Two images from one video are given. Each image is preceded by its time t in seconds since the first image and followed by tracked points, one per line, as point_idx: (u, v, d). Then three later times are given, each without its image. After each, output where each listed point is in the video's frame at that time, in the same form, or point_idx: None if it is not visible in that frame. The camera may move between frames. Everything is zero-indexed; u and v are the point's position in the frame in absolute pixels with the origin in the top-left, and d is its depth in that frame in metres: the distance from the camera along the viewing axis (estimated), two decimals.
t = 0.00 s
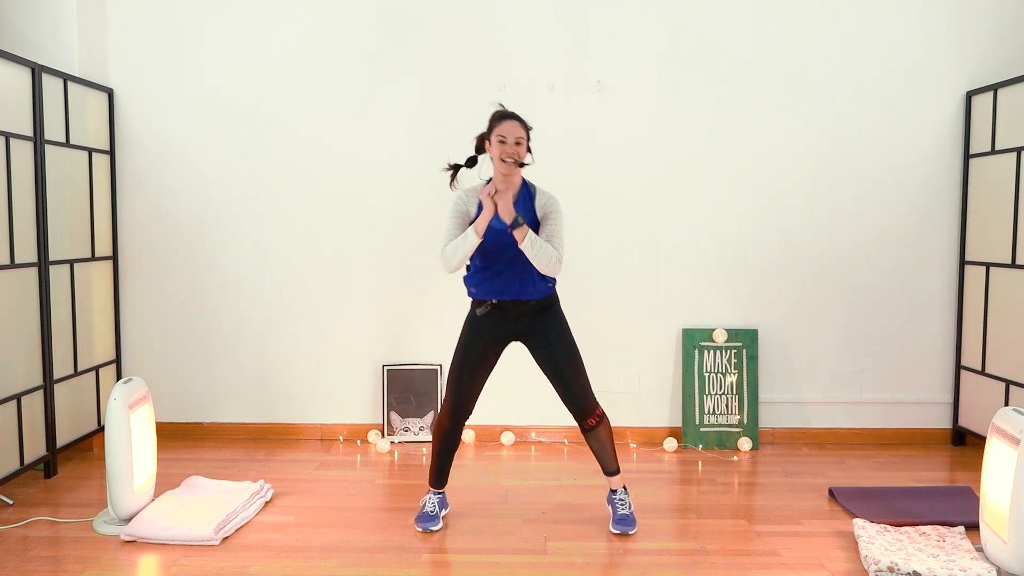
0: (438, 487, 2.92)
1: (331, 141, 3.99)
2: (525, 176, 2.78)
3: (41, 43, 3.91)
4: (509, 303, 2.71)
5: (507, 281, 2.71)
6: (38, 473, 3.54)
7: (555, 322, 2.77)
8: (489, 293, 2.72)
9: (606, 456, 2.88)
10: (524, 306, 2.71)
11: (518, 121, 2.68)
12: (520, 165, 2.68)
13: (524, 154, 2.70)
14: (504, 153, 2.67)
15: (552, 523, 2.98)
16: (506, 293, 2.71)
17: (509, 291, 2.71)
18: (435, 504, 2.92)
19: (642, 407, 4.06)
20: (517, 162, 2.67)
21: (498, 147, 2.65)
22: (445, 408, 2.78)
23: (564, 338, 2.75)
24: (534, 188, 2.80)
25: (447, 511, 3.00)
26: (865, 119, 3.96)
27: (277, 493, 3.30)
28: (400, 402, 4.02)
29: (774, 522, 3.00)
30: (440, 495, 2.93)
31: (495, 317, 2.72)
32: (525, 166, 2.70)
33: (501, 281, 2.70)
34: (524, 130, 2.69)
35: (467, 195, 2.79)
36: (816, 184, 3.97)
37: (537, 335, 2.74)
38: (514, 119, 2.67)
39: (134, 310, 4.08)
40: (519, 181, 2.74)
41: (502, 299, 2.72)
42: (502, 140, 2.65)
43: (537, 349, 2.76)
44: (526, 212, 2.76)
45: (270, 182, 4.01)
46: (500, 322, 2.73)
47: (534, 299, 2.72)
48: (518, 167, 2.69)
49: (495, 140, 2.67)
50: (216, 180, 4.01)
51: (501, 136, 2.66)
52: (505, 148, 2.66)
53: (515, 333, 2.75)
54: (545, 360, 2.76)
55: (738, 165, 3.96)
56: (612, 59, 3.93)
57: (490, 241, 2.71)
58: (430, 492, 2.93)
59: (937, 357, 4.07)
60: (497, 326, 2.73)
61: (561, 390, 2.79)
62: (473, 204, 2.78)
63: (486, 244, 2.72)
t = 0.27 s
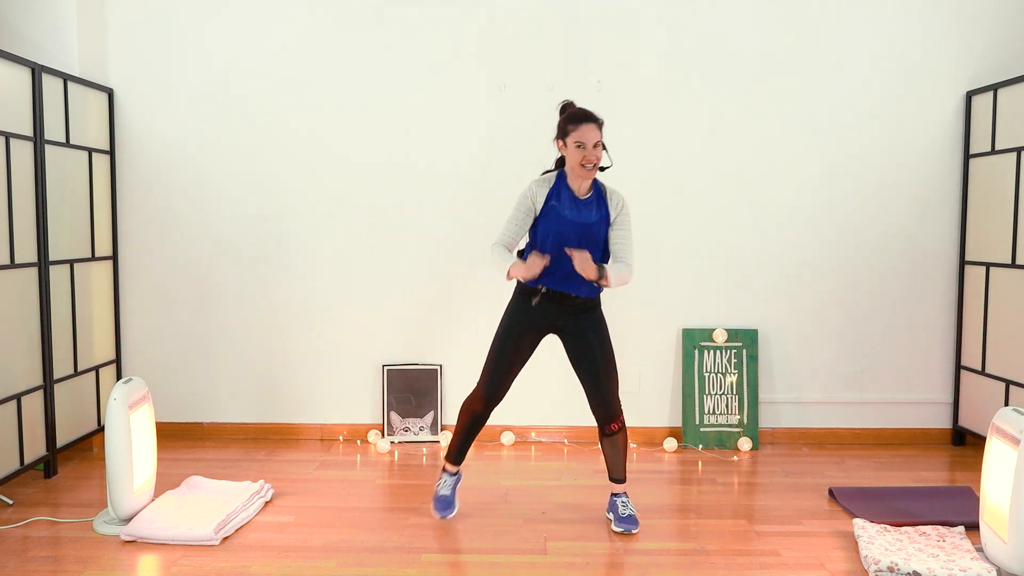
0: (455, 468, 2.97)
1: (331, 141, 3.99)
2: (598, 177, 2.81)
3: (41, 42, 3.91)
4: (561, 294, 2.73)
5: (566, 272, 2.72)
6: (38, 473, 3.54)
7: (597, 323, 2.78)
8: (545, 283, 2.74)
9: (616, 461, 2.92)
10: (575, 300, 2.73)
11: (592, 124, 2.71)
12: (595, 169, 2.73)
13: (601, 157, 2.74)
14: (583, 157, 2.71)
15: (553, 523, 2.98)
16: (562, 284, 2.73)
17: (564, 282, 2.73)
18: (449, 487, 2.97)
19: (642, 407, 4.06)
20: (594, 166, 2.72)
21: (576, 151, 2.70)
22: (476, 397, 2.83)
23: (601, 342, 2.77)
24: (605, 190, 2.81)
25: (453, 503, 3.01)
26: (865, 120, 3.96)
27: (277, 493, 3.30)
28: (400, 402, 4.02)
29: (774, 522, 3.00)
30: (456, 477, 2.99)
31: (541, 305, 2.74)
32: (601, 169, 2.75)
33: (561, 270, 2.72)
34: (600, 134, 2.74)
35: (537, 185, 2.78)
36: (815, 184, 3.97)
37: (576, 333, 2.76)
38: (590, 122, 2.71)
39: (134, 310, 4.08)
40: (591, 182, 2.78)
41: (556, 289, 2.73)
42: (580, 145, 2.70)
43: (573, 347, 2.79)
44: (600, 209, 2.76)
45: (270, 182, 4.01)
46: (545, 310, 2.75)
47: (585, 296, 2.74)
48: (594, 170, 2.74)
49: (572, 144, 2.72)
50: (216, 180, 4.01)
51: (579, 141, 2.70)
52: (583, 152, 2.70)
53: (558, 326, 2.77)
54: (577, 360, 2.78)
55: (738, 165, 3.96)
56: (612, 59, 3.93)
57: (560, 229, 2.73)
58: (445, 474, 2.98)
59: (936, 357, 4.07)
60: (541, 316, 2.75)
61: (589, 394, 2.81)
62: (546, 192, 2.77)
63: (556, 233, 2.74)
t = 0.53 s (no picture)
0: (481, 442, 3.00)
1: (331, 141, 3.99)
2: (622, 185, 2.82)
3: (41, 42, 3.91)
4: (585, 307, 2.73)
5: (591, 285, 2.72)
6: (38, 473, 3.54)
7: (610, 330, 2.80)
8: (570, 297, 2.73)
9: (622, 465, 2.92)
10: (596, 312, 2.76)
11: (624, 137, 2.73)
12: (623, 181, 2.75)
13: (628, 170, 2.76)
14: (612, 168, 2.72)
15: (553, 523, 2.98)
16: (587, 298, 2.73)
17: (588, 295, 2.72)
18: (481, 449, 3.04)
19: (642, 407, 4.07)
20: (622, 178, 2.73)
21: (605, 162, 2.71)
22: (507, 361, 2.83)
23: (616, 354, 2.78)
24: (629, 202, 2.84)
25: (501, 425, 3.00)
26: (865, 120, 3.96)
27: (277, 493, 3.30)
28: (400, 402, 4.02)
29: (774, 522, 3.00)
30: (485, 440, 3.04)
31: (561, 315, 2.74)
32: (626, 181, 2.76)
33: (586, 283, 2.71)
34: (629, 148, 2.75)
35: (563, 196, 2.73)
36: (815, 184, 3.97)
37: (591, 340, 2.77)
38: (621, 134, 2.73)
39: (134, 310, 4.08)
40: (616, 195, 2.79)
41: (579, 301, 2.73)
42: (610, 157, 2.72)
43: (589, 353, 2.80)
44: (626, 223, 2.76)
45: (270, 182, 4.01)
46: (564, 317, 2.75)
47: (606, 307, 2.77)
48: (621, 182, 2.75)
49: (601, 155, 2.73)
50: (216, 180, 4.01)
51: (608, 153, 2.71)
52: (613, 163, 2.72)
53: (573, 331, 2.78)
54: (590, 366, 2.79)
55: (738, 165, 3.97)
56: (612, 59, 3.93)
57: (586, 242, 2.70)
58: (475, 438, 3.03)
59: (936, 357, 4.07)
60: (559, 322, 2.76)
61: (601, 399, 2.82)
62: (572, 205, 2.72)
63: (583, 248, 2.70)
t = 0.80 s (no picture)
0: (442, 475, 2.94)
1: (330, 140, 3.99)
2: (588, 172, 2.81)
3: (41, 43, 3.91)
4: (552, 293, 2.73)
5: (557, 268, 2.73)
6: (38, 473, 3.54)
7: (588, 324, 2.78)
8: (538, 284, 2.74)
9: (613, 464, 2.91)
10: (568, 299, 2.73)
11: (580, 125, 2.72)
12: (582, 168, 2.74)
13: (587, 157, 2.74)
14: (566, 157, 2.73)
15: (553, 523, 2.98)
16: (554, 283, 2.72)
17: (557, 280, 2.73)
18: (436, 495, 2.94)
19: (642, 407, 4.06)
20: (579, 165, 2.73)
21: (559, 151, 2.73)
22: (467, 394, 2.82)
23: (596, 344, 2.76)
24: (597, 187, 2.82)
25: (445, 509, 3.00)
26: (865, 120, 3.96)
27: (277, 493, 3.30)
28: (400, 402, 4.02)
29: (774, 522, 3.00)
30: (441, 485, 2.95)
31: (531, 307, 2.75)
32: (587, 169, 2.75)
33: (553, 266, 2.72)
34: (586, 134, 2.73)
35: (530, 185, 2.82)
36: (815, 184, 3.97)
37: (568, 334, 2.75)
38: (577, 122, 2.72)
39: (133, 310, 4.08)
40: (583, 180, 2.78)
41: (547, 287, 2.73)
42: (565, 145, 2.72)
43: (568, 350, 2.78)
44: (592, 207, 2.78)
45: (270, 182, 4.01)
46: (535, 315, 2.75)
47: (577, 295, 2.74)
48: (580, 170, 2.74)
49: (558, 144, 2.74)
50: (215, 181, 4.01)
51: (563, 141, 2.72)
52: (566, 151, 2.73)
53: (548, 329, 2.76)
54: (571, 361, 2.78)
55: (737, 165, 3.96)
56: (612, 59, 3.93)
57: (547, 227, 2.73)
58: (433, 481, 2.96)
59: (936, 357, 4.07)
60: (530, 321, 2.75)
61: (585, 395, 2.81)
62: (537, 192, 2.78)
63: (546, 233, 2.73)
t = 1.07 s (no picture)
0: (437, 486, 2.94)
1: (330, 140, 3.99)
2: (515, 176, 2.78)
3: (41, 43, 3.91)
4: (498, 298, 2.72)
5: (495, 278, 2.72)
6: (38, 473, 3.54)
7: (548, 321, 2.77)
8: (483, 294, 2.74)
9: (601, 454, 2.87)
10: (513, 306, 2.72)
11: (499, 128, 2.71)
12: (503, 172, 2.72)
13: (505, 160, 2.72)
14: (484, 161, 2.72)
15: (553, 523, 2.98)
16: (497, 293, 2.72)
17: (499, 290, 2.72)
18: (434, 503, 2.93)
19: (642, 407, 4.06)
20: (499, 169, 2.71)
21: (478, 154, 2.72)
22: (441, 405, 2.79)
23: (557, 338, 2.76)
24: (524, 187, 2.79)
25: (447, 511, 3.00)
26: (866, 120, 3.96)
27: (277, 493, 3.30)
28: (400, 402, 4.02)
29: (774, 522, 3.00)
30: (439, 494, 2.95)
31: (482, 314, 2.74)
32: (507, 172, 2.72)
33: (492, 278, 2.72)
34: (504, 136, 2.71)
35: (455, 201, 2.82)
36: (816, 184, 3.97)
37: (530, 331, 2.75)
38: (496, 125, 2.71)
39: (134, 310, 4.08)
40: (508, 183, 2.76)
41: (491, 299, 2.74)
42: (484, 148, 2.71)
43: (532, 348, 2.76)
44: (514, 208, 2.75)
45: (270, 182, 4.01)
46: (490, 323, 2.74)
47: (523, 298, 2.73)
48: (500, 173, 2.72)
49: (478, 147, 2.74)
50: (216, 181, 4.01)
51: (482, 143, 2.71)
52: (484, 154, 2.71)
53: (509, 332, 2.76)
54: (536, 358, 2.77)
55: (738, 165, 3.96)
56: (611, 59, 3.93)
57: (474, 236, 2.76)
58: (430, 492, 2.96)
59: (937, 357, 4.07)
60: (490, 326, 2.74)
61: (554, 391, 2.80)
62: (463, 206, 2.81)
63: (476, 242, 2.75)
